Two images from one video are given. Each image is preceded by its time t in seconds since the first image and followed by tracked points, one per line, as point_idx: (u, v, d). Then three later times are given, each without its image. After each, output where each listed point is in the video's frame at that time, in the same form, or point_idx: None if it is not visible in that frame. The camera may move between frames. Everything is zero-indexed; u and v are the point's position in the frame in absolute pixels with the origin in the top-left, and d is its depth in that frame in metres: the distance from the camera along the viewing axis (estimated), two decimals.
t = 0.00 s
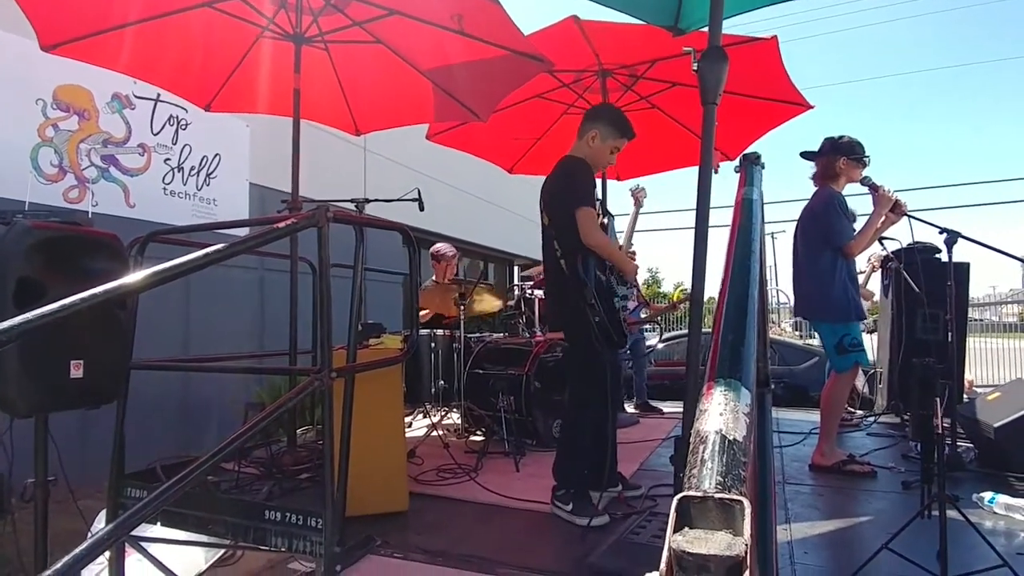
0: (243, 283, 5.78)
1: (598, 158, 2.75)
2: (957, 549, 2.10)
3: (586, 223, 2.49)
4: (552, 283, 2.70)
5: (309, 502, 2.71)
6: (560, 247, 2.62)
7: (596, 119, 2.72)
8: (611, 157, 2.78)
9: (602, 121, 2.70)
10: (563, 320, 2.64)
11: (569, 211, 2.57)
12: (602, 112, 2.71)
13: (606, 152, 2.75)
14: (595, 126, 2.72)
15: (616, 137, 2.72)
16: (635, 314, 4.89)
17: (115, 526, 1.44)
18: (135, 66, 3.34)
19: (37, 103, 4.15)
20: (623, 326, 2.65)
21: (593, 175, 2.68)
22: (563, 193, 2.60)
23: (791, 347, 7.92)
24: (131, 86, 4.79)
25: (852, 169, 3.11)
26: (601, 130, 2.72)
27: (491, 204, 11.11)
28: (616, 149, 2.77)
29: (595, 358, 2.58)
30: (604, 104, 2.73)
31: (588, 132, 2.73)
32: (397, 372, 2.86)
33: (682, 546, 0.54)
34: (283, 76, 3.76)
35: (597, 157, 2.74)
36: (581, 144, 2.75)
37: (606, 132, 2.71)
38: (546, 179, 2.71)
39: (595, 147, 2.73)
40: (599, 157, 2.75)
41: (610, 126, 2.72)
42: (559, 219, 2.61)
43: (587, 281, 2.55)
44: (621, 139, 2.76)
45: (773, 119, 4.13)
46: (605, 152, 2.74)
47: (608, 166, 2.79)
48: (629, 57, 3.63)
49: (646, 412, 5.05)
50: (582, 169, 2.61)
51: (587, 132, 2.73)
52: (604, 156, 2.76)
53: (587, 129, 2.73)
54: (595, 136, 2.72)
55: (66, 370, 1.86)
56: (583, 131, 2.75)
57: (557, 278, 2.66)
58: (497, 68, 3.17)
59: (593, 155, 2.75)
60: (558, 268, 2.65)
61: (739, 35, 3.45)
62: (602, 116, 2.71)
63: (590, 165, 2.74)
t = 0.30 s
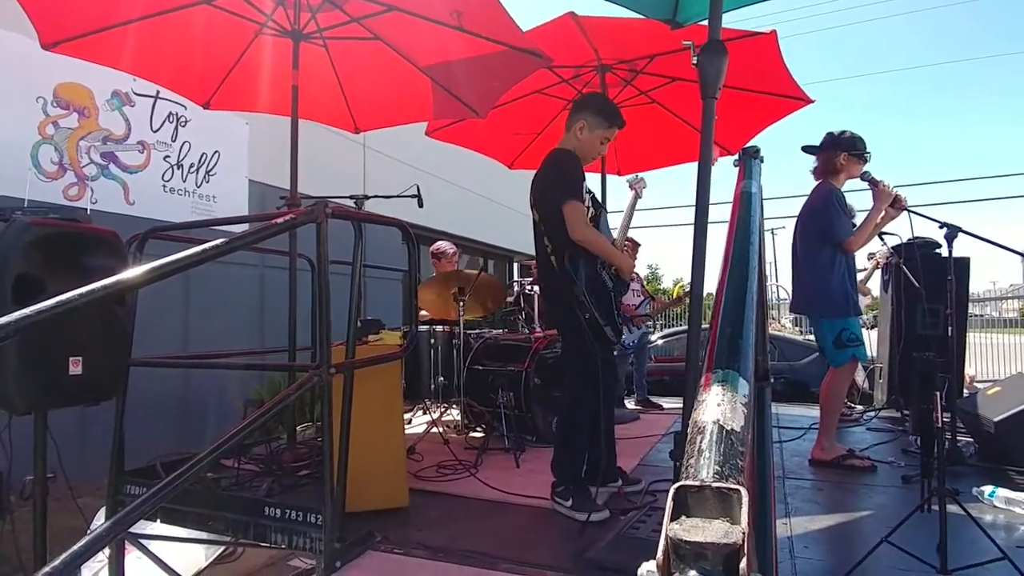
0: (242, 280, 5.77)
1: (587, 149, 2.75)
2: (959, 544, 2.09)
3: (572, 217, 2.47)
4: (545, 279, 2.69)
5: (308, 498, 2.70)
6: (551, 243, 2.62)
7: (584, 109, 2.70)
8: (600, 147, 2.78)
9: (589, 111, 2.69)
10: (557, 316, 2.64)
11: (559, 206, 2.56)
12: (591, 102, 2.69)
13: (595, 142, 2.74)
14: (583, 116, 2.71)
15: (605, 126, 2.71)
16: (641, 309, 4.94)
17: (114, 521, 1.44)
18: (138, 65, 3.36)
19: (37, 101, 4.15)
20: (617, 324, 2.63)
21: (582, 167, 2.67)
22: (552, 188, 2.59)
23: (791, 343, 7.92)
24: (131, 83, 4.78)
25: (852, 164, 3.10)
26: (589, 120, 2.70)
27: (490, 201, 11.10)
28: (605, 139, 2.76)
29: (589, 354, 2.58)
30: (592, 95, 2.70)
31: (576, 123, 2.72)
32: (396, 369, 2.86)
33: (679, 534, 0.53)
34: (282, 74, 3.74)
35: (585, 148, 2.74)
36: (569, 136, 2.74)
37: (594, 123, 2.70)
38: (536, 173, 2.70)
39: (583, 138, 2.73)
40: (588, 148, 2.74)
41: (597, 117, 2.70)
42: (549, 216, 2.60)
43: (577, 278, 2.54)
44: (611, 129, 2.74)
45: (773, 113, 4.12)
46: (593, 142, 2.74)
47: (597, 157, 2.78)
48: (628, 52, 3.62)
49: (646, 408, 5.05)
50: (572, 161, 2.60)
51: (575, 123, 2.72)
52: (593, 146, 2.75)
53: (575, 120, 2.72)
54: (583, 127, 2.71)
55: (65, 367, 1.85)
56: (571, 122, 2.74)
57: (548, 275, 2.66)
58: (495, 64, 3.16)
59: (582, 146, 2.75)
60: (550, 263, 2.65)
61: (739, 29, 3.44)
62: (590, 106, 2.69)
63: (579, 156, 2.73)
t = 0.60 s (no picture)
0: (245, 281, 5.78)
1: (585, 146, 2.74)
2: (963, 542, 2.09)
3: (572, 215, 2.47)
4: (546, 280, 2.69)
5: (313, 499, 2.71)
6: (552, 244, 2.62)
7: (582, 106, 2.70)
8: (598, 143, 2.77)
9: (586, 108, 2.70)
10: (558, 318, 2.64)
11: (559, 207, 2.56)
12: (589, 99, 2.70)
13: (592, 138, 2.73)
14: (580, 113, 2.71)
15: (602, 122, 2.71)
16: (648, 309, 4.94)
17: (120, 523, 1.44)
18: (136, 67, 3.36)
19: (37, 101, 4.16)
20: (620, 325, 2.63)
21: (580, 165, 2.67)
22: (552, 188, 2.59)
23: (795, 342, 7.91)
24: (132, 84, 4.79)
25: (853, 162, 3.10)
26: (585, 117, 2.71)
27: (492, 201, 11.10)
28: (602, 135, 2.75)
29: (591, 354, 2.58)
30: (588, 91, 2.71)
31: (573, 120, 2.72)
32: (400, 370, 2.86)
33: (689, 536, 0.54)
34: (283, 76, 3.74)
35: (583, 145, 2.73)
36: (566, 134, 2.74)
37: (591, 119, 2.70)
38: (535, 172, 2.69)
39: (581, 134, 2.72)
40: (585, 144, 2.74)
41: (593, 112, 2.70)
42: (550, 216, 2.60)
43: (578, 279, 2.53)
44: (608, 125, 2.74)
45: (775, 111, 4.11)
46: (591, 139, 2.73)
47: (594, 153, 2.77)
48: (629, 52, 3.62)
49: (649, 408, 5.05)
50: (572, 159, 2.59)
51: (571, 120, 2.73)
52: (591, 142, 2.74)
53: (571, 118, 2.72)
54: (580, 124, 2.71)
55: (68, 369, 1.86)
56: (568, 119, 2.74)
57: (550, 276, 2.67)
58: (496, 65, 3.16)
59: (580, 143, 2.74)
60: (551, 265, 2.65)
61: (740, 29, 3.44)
62: (586, 102, 2.69)
63: (577, 153, 2.73)
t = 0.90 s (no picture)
0: (245, 282, 5.79)
1: (587, 149, 2.74)
2: (961, 544, 2.09)
3: (578, 217, 2.46)
4: (547, 279, 2.68)
5: (313, 501, 2.71)
6: (554, 243, 2.61)
7: (586, 110, 2.70)
8: (600, 148, 2.77)
9: (590, 112, 2.69)
10: (559, 316, 2.62)
11: (562, 207, 2.56)
12: (593, 103, 2.69)
13: (596, 142, 2.74)
14: (583, 117, 2.71)
15: (606, 127, 2.71)
16: (652, 309, 5.00)
17: (119, 525, 1.45)
18: (135, 74, 3.35)
19: (38, 104, 4.17)
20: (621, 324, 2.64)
21: (583, 167, 2.67)
22: (553, 189, 2.59)
23: (795, 344, 7.90)
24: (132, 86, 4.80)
25: (854, 164, 3.10)
26: (589, 121, 2.71)
27: (492, 202, 11.10)
28: (605, 140, 2.75)
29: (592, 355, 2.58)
30: (592, 95, 2.71)
31: (576, 124, 2.72)
32: (400, 371, 2.86)
33: (679, 542, 0.54)
34: (281, 80, 3.75)
35: (587, 148, 2.74)
36: (570, 137, 2.74)
37: (594, 123, 2.71)
38: (537, 173, 2.69)
39: (584, 138, 2.73)
40: (588, 148, 2.74)
41: (598, 117, 2.70)
42: (552, 215, 2.60)
43: (582, 278, 2.55)
44: (611, 130, 2.75)
45: (775, 112, 4.11)
46: (594, 143, 2.73)
47: (598, 158, 2.77)
48: (628, 53, 3.62)
49: (649, 409, 5.05)
50: (575, 161, 2.59)
51: (576, 124, 2.73)
52: (593, 146, 2.75)
53: (575, 121, 2.72)
54: (583, 127, 2.72)
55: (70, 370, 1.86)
56: (571, 123, 2.74)
57: (551, 275, 2.65)
58: (496, 67, 3.17)
59: (583, 147, 2.74)
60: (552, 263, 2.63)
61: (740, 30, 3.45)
62: (591, 106, 2.69)
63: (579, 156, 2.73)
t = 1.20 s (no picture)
0: (246, 285, 5.80)
1: (594, 154, 2.74)
2: (959, 543, 2.09)
3: (585, 219, 2.48)
4: (553, 280, 2.69)
5: (315, 503, 2.72)
6: (562, 244, 2.62)
7: (594, 115, 2.72)
8: (607, 153, 2.77)
9: (596, 117, 2.71)
10: (566, 317, 2.62)
11: (570, 208, 2.57)
12: (600, 108, 2.72)
13: (603, 147, 2.74)
14: (590, 123, 2.72)
15: (612, 132, 2.72)
16: (652, 309, 5.00)
17: (119, 529, 1.45)
18: (132, 74, 3.35)
19: (37, 105, 4.18)
20: (627, 323, 2.64)
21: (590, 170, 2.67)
22: (561, 190, 2.60)
23: (796, 344, 7.90)
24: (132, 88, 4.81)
25: (854, 165, 3.11)
26: (596, 126, 2.72)
27: (492, 203, 11.10)
28: (611, 145, 2.76)
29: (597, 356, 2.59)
30: (600, 101, 2.73)
31: (583, 129, 2.73)
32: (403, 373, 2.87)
33: (679, 544, 0.54)
34: (282, 81, 3.76)
35: (594, 154, 2.74)
36: (576, 142, 2.75)
37: (602, 128, 2.71)
38: (544, 175, 2.70)
39: (591, 143, 2.73)
40: (595, 153, 2.74)
41: (605, 122, 2.72)
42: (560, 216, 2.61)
43: (590, 280, 2.55)
44: (617, 135, 2.75)
45: (776, 113, 4.12)
46: (601, 148, 2.73)
47: (604, 162, 2.77)
48: (630, 53, 3.63)
49: (651, 410, 5.05)
50: (580, 164, 2.59)
51: (582, 129, 2.73)
52: (601, 152, 2.75)
53: (582, 126, 2.73)
54: (591, 132, 2.72)
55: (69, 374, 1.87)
56: (578, 128, 2.75)
57: (557, 276, 2.66)
58: (496, 69, 3.17)
59: (590, 151, 2.74)
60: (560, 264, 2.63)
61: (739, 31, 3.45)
62: (597, 111, 2.71)
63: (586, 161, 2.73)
